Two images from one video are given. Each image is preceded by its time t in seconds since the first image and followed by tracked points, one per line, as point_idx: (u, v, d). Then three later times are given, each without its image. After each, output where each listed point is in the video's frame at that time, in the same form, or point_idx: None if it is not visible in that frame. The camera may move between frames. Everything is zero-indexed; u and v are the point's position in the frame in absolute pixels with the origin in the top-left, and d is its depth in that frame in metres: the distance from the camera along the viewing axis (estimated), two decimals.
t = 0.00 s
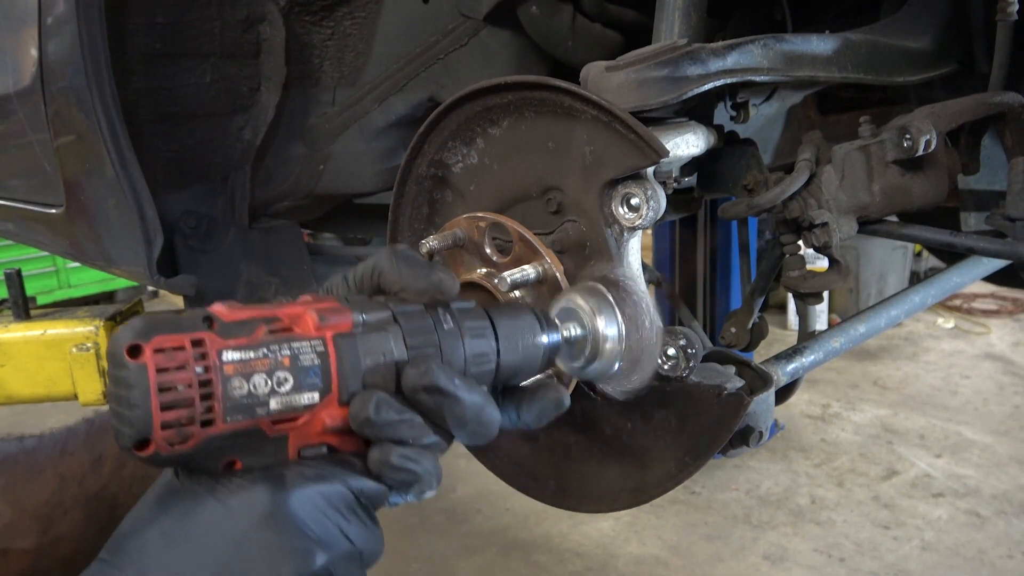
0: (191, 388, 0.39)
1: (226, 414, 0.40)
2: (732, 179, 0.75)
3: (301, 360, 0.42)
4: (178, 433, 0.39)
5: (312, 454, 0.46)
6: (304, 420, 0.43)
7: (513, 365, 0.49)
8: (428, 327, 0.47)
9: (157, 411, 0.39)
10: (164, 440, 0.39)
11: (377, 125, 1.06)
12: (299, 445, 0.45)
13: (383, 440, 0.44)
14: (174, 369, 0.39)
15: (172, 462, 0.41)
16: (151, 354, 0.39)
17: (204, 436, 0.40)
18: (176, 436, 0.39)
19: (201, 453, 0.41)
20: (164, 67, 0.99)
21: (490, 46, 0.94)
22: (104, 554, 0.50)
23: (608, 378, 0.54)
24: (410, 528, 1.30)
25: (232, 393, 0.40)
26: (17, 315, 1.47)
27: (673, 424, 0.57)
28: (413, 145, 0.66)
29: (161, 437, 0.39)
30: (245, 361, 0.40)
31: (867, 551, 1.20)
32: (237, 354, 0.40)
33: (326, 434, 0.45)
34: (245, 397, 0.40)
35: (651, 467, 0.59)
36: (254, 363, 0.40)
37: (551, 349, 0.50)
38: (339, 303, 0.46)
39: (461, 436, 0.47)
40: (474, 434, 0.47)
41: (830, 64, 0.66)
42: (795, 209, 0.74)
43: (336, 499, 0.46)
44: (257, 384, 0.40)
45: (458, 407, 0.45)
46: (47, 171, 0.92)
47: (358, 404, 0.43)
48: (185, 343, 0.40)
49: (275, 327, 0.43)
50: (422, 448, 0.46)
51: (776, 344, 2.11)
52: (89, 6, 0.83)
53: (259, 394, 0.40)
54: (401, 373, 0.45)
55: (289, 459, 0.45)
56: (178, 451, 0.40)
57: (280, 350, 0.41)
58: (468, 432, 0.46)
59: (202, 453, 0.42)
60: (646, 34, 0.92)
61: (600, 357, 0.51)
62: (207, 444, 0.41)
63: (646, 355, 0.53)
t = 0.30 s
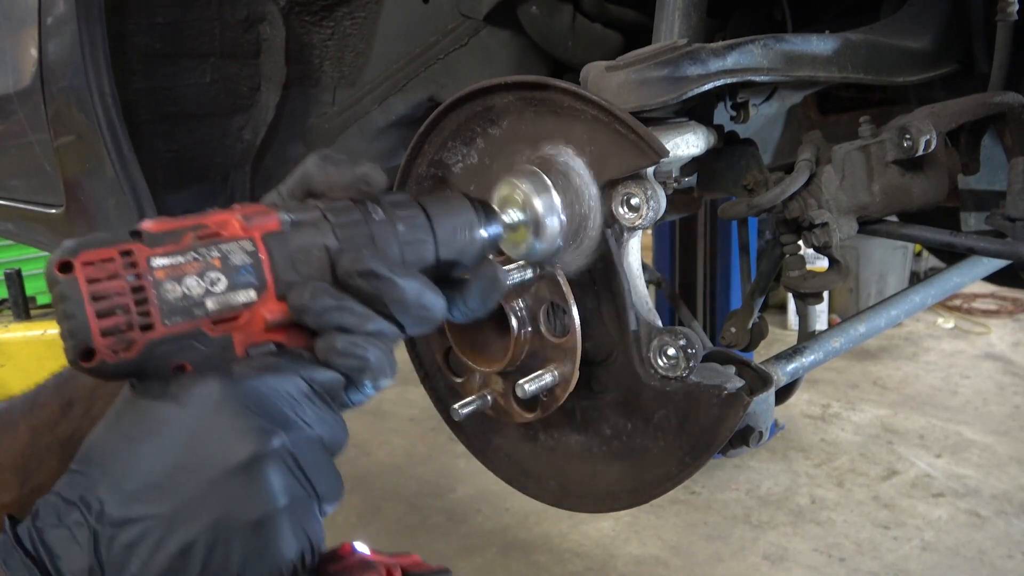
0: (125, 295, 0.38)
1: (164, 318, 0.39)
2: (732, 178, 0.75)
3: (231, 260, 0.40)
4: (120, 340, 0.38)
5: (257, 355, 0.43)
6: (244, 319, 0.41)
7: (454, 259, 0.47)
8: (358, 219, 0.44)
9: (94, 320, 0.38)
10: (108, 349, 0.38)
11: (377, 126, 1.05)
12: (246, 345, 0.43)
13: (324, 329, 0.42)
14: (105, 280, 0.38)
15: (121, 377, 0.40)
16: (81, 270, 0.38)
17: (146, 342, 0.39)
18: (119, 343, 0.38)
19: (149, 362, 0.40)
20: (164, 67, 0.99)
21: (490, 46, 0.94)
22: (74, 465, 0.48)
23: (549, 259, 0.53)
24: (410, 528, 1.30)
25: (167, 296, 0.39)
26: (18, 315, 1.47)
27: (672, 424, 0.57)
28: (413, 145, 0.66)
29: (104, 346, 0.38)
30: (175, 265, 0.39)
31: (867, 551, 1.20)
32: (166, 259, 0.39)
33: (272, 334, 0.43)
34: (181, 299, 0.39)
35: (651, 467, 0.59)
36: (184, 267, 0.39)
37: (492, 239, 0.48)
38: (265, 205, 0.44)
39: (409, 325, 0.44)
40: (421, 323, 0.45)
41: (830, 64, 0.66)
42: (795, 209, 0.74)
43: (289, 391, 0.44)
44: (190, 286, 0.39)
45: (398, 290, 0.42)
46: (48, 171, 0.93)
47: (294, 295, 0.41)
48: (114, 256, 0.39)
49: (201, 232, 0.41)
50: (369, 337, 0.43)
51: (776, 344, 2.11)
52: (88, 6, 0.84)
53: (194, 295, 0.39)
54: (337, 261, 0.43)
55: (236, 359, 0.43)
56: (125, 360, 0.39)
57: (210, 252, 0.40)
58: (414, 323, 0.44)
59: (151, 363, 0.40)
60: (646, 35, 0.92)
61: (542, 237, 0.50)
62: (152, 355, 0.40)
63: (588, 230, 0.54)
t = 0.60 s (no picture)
0: (81, 250, 0.42)
1: (119, 270, 0.42)
2: (733, 179, 0.76)
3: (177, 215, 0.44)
4: (80, 292, 0.42)
5: (210, 303, 0.47)
6: (194, 269, 0.45)
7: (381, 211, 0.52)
8: (287, 176, 0.50)
9: (54, 274, 0.41)
10: (70, 302, 0.42)
11: (377, 125, 1.06)
12: (197, 294, 0.46)
13: (270, 274, 0.46)
14: (60, 236, 0.41)
15: (80, 328, 0.43)
16: (36, 228, 0.41)
17: (106, 293, 0.42)
18: (81, 296, 0.42)
19: (110, 313, 0.43)
20: (164, 67, 1.00)
21: (490, 46, 0.94)
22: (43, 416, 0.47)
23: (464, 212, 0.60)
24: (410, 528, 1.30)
25: (120, 249, 0.42)
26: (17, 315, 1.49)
27: (673, 424, 0.57)
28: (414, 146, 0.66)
29: (66, 298, 0.41)
30: (125, 221, 0.43)
31: (867, 551, 1.20)
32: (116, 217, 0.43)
33: (221, 284, 0.47)
34: (133, 252, 0.43)
35: (651, 467, 0.59)
36: (134, 223, 0.43)
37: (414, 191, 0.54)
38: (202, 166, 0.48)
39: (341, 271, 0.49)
40: (356, 268, 0.50)
41: (830, 64, 0.66)
42: (795, 209, 0.74)
43: (246, 330, 0.47)
44: (141, 240, 0.43)
45: (333, 236, 0.47)
46: (48, 171, 0.92)
47: (239, 242, 0.45)
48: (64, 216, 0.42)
49: (144, 194, 0.45)
50: (308, 281, 0.47)
51: (776, 344, 2.11)
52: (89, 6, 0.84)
53: (145, 248, 0.43)
54: (273, 213, 0.48)
55: (189, 306, 0.46)
56: (86, 312, 0.42)
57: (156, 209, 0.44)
58: (350, 270, 0.50)
59: (109, 312, 0.43)
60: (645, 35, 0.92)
61: (458, 188, 0.57)
62: (112, 306, 0.43)
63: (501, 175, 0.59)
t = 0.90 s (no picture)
0: (110, 315, 0.44)
1: (139, 333, 0.45)
2: (733, 179, 0.75)
3: (186, 288, 0.47)
4: (105, 351, 0.44)
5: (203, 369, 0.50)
6: (194, 338, 0.49)
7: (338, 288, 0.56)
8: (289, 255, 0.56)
9: (87, 333, 0.43)
10: (95, 359, 0.44)
11: (376, 125, 1.07)
12: (194, 360, 0.49)
13: (259, 345, 0.50)
14: (93, 302, 0.44)
15: (95, 385, 0.46)
16: (72, 293, 0.43)
17: (125, 354, 0.45)
18: (104, 354, 0.44)
19: (121, 373, 0.46)
20: (163, 67, 0.99)
21: (490, 46, 0.94)
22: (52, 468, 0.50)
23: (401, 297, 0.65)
24: (410, 528, 1.30)
25: (142, 316, 0.45)
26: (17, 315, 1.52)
27: (673, 424, 0.57)
28: (413, 145, 0.66)
29: (93, 356, 0.44)
30: (146, 291, 0.46)
31: (867, 551, 1.20)
32: (138, 286, 0.46)
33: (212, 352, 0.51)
34: (151, 318, 0.46)
35: (651, 467, 0.59)
36: (153, 292, 0.46)
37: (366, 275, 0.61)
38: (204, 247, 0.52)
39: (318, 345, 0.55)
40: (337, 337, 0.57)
41: (830, 64, 0.66)
42: (795, 209, 0.74)
43: (237, 393, 0.51)
44: (157, 309, 0.46)
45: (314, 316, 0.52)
46: (48, 171, 0.93)
47: (237, 315, 0.49)
48: (93, 284, 0.45)
49: (156, 266, 0.49)
50: (288, 352, 0.52)
51: (776, 344, 2.11)
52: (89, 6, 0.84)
53: (161, 316, 0.46)
54: (264, 288, 0.51)
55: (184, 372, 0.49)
56: (107, 369, 0.45)
57: (170, 281, 0.47)
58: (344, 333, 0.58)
59: (121, 374, 0.46)
60: (645, 35, 0.92)
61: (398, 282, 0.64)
62: (126, 365, 0.46)
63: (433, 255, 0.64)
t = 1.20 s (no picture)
0: (148, 400, 0.53)
1: (171, 422, 0.54)
2: (733, 179, 0.75)
3: (220, 379, 0.57)
4: (137, 436, 0.52)
5: (224, 458, 0.58)
6: (221, 428, 0.57)
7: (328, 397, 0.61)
8: (299, 356, 0.63)
9: (124, 417, 0.51)
10: (125, 444, 0.52)
11: (377, 125, 1.08)
12: (216, 451, 0.58)
13: (279, 442, 0.58)
14: (134, 386, 0.53)
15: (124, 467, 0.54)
16: (115, 375, 0.52)
17: (155, 439, 0.53)
18: (136, 439, 0.53)
19: (150, 458, 0.54)
20: (164, 67, 0.99)
21: (490, 47, 0.94)
22: (60, 548, 0.55)
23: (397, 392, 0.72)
24: (410, 527, 1.30)
25: (177, 405, 0.54)
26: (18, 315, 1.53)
27: (673, 424, 0.57)
28: (413, 144, 0.66)
29: (124, 441, 0.52)
30: (183, 380, 0.55)
31: (867, 551, 1.20)
32: (176, 375, 0.55)
33: (235, 444, 0.59)
34: (185, 408, 0.54)
35: (652, 467, 0.59)
36: (189, 382, 0.55)
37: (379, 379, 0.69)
38: (240, 341, 0.62)
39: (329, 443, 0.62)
40: (337, 441, 0.63)
41: (830, 64, 0.66)
42: (795, 209, 0.74)
43: (252, 488, 0.58)
44: (192, 399, 0.55)
45: (330, 416, 0.60)
46: (47, 171, 0.92)
47: (263, 412, 0.58)
48: (135, 368, 0.54)
49: (194, 355, 0.58)
50: (304, 451, 0.60)
51: (776, 344, 2.11)
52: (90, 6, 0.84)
53: (194, 406, 0.55)
54: (290, 389, 0.60)
55: (207, 461, 0.58)
56: (135, 453, 0.53)
57: (205, 372, 0.56)
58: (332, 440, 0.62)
59: (148, 460, 0.54)
60: (645, 35, 0.92)
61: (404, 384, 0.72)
62: (155, 451, 0.54)
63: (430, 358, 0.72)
